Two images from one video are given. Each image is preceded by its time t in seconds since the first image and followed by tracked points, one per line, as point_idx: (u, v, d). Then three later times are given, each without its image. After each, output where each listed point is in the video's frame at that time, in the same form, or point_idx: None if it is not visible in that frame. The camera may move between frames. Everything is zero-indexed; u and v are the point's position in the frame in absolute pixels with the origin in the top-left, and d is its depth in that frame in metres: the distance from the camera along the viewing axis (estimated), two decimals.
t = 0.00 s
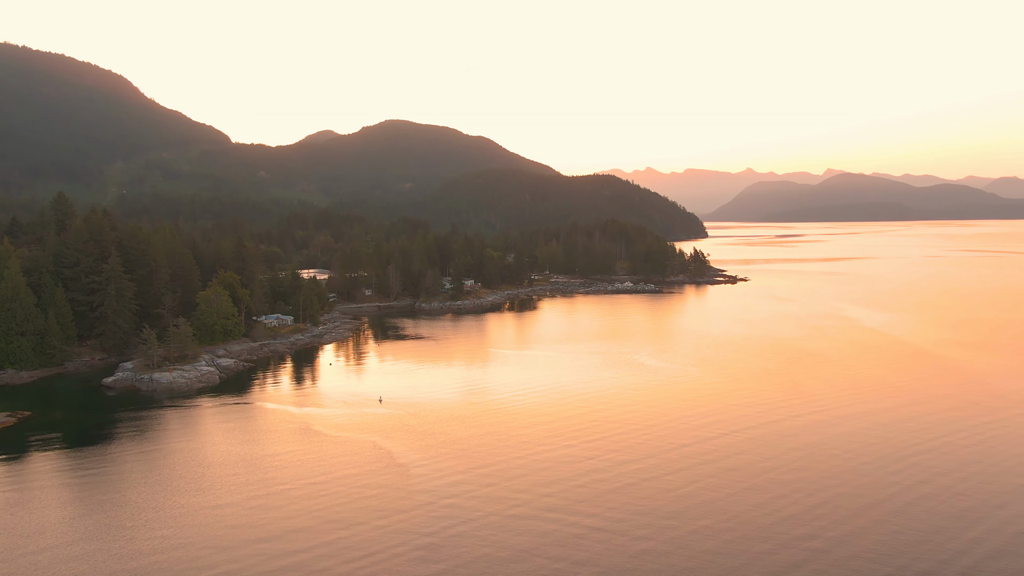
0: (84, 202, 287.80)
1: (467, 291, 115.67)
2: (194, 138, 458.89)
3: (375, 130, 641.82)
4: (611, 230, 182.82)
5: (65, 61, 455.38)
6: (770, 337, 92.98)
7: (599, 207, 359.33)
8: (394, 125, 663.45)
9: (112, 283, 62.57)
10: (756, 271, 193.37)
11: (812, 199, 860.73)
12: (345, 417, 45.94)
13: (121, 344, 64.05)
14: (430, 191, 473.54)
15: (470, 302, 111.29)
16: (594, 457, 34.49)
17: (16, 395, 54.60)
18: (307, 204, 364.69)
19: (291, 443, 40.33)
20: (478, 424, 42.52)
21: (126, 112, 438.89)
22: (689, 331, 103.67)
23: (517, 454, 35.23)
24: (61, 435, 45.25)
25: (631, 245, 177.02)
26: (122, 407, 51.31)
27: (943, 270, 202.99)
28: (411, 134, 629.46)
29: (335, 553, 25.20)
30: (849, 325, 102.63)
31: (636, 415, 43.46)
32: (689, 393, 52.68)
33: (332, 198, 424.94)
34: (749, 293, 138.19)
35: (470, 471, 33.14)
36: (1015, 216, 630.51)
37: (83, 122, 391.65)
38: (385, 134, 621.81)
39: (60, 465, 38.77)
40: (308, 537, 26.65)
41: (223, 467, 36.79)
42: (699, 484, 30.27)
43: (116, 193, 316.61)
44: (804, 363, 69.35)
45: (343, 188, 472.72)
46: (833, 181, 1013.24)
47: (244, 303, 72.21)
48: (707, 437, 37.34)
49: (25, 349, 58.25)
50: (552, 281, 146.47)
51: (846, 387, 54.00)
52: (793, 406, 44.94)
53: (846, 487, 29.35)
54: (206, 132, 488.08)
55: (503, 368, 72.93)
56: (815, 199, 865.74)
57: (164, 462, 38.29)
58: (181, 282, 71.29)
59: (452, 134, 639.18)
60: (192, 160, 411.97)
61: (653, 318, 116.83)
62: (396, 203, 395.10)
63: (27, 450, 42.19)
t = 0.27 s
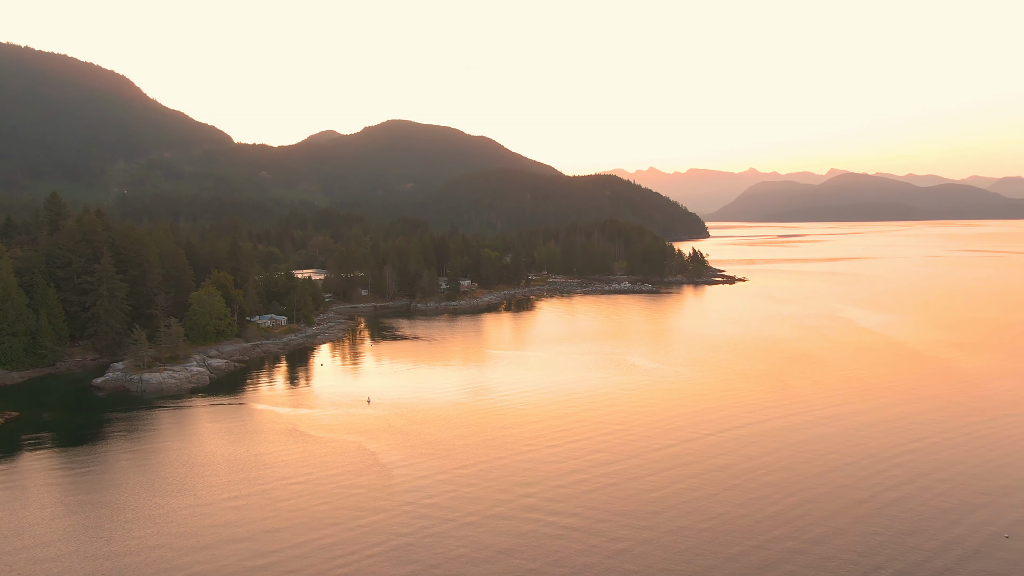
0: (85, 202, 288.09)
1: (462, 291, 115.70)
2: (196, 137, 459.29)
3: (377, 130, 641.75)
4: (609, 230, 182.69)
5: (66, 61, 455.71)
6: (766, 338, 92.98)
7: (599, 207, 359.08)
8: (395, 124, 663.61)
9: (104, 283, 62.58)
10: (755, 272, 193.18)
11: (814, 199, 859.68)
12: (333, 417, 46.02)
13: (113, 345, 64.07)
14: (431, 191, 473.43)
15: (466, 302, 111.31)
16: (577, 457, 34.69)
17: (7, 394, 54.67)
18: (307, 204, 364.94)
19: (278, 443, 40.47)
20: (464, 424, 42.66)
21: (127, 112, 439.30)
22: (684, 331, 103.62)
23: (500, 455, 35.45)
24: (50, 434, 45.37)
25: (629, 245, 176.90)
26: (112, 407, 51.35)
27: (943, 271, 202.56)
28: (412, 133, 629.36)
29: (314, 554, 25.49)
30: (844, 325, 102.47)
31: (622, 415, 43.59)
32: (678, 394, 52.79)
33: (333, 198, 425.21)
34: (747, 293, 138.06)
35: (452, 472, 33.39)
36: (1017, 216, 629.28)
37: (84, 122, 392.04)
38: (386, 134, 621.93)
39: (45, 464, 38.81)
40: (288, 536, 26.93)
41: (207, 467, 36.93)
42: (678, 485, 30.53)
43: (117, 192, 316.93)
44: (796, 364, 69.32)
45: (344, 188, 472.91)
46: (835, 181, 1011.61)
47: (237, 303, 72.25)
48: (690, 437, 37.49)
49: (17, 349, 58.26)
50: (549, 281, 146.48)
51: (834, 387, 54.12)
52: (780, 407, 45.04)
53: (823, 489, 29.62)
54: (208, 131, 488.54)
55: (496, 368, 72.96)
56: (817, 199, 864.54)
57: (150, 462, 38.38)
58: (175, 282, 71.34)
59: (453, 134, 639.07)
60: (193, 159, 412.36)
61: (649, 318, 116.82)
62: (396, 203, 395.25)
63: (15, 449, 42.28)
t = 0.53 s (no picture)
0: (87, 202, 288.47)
1: (458, 292, 115.68)
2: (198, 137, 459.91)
3: (379, 130, 642.16)
4: (608, 230, 182.53)
5: (69, 61, 456.55)
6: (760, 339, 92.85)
7: (600, 207, 358.90)
8: (397, 125, 663.97)
9: (95, 283, 62.60)
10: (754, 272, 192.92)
11: (817, 199, 858.38)
12: (320, 418, 46.01)
13: (104, 345, 64.06)
14: (432, 192, 473.63)
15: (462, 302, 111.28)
16: (558, 457, 34.66)
17: None
18: (309, 204, 365.23)
19: (261, 444, 40.46)
20: (449, 424, 42.64)
21: (130, 112, 439.95)
22: (680, 332, 103.52)
23: (480, 455, 35.39)
24: (37, 434, 45.40)
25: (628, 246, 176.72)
26: (101, 408, 51.36)
27: (944, 271, 202.11)
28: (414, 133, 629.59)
29: (288, 554, 25.47)
30: (840, 326, 102.29)
31: (607, 415, 43.54)
32: (666, 394, 52.75)
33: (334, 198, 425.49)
34: (744, 294, 137.92)
35: (431, 472, 33.35)
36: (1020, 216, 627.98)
37: (87, 122, 392.64)
38: (388, 134, 622.26)
39: (28, 464, 38.77)
40: (263, 536, 26.88)
41: (189, 467, 36.92)
42: (657, 485, 30.47)
43: (119, 192, 317.24)
44: (788, 365, 69.24)
45: (345, 188, 473.25)
46: (837, 181, 1010.04)
47: (229, 303, 72.21)
48: (673, 437, 37.44)
49: (7, 349, 58.28)
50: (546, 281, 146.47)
51: (823, 387, 53.99)
52: (766, 407, 44.99)
53: (801, 489, 29.55)
54: (210, 131, 489.15)
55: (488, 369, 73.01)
56: (819, 199, 863.33)
57: (133, 462, 38.37)
58: (167, 282, 71.32)
59: (455, 134, 639.21)
60: (195, 159, 412.87)
61: (645, 319, 116.74)
62: (397, 203, 395.48)
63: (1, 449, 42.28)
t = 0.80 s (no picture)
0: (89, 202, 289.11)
1: (455, 292, 115.68)
2: (200, 137, 460.76)
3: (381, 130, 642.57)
4: (606, 230, 182.39)
5: (72, 61, 457.58)
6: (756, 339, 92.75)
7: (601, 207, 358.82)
8: (399, 125, 664.48)
9: (88, 283, 62.64)
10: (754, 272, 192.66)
11: (819, 199, 857.34)
12: (308, 419, 46.00)
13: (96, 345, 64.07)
14: (435, 191, 474.08)
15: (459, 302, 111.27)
16: (541, 458, 34.60)
17: None
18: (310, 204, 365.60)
19: (247, 444, 40.44)
20: (436, 424, 42.59)
21: (133, 112, 440.81)
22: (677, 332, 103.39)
23: (464, 456, 35.31)
24: (26, 434, 45.47)
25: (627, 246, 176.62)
26: (90, 408, 51.38)
27: (944, 271, 201.63)
28: (416, 133, 629.92)
29: (265, 554, 25.45)
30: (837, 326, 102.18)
31: (595, 416, 43.46)
32: (656, 395, 52.67)
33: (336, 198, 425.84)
34: (742, 294, 137.78)
35: (414, 472, 33.30)
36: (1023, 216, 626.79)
37: (90, 122, 393.55)
38: (390, 134, 622.63)
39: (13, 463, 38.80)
40: (240, 537, 26.83)
41: (174, 467, 36.92)
42: (638, 485, 30.39)
43: (121, 192, 317.94)
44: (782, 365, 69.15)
45: (347, 188, 473.60)
46: (840, 181, 1008.72)
47: (223, 303, 72.20)
48: (659, 438, 37.38)
49: None
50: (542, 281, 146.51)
51: (814, 388, 53.88)
52: (753, 407, 44.91)
53: (783, 490, 29.45)
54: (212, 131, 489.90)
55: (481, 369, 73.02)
56: (822, 199, 862.30)
57: (118, 461, 38.41)
58: (160, 282, 71.34)
59: (457, 134, 639.33)
60: (197, 159, 413.61)
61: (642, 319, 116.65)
62: (398, 203, 395.80)
63: None
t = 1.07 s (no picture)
0: (90, 202, 289.07)
1: (451, 292, 115.68)
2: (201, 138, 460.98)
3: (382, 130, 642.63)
4: (605, 230, 182.23)
5: (75, 61, 457.99)
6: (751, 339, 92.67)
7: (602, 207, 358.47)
8: (400, 125, 664.53)
9: (80, 284, 62.66)
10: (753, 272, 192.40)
11: (822, 199, 856.16)
12: (296, 419, 46.02)
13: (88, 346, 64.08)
14: (436, 191, 474.04)
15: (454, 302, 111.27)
16: (525, 458, 34.57)
17: None
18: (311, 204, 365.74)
19: (233, 445, 40.45)
20: (423, 424, 42.58)
21: (134, 112, 441.15)
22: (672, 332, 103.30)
23: (448, 456, 35.27)
24: (14, 434, 45.46)
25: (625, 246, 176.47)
26: (80, 408, 51.38)
27: (944, 271, 201.20)
28: (417, 134, 630.04)
29: (243, 553, 25.45)
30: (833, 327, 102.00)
31: (582, 416, 43.38)
32: (645, 395, 52.59)
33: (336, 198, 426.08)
34: (740, 294, 137.66)
35: (397, 472, 33.26)
36: None
37: (92, 122, 393.83)
38: (391, 134, 622.58)
39: None
40: (217, 537, 26.79)
41: (158, 467, 36.94)
42: (620, 485, 30.33)
43: (123, 192, 317.97)
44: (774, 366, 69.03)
45: (348, 188, 473.72)
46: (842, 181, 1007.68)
47: (215, 304, 72.18)
48: (644, 438, 37.31)
49: None
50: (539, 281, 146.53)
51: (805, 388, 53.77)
52: (741, 408, 44.82)
53: (765, 490, 29.37)
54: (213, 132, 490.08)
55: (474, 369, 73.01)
56: (824, 199, 860.86)
57: (103, 461, 38.40)
58: (153, 282, 71.34)
59: (458, 134, 639.23)
60: (198, 159, 413.85)
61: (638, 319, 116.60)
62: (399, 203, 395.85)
63: None
